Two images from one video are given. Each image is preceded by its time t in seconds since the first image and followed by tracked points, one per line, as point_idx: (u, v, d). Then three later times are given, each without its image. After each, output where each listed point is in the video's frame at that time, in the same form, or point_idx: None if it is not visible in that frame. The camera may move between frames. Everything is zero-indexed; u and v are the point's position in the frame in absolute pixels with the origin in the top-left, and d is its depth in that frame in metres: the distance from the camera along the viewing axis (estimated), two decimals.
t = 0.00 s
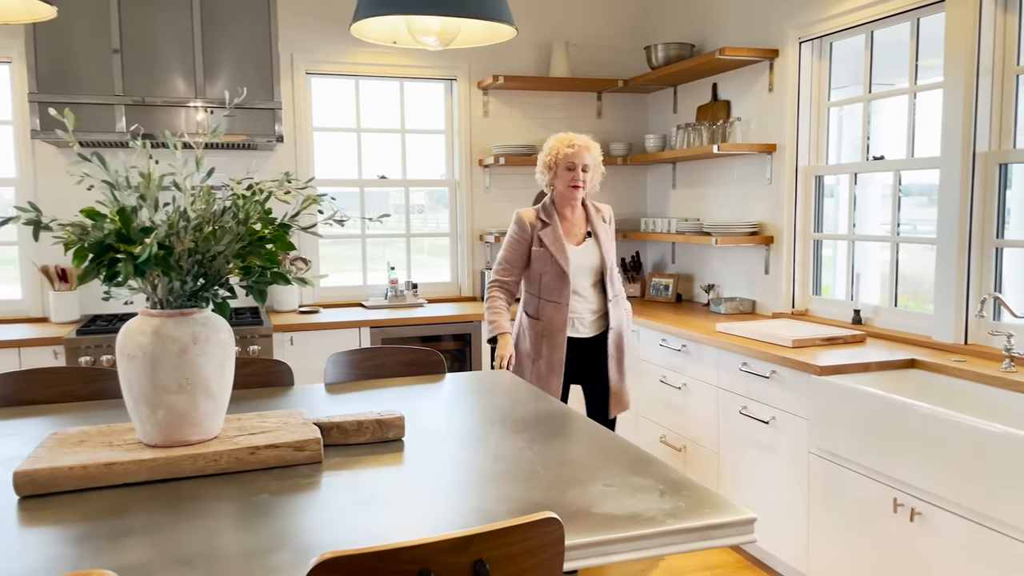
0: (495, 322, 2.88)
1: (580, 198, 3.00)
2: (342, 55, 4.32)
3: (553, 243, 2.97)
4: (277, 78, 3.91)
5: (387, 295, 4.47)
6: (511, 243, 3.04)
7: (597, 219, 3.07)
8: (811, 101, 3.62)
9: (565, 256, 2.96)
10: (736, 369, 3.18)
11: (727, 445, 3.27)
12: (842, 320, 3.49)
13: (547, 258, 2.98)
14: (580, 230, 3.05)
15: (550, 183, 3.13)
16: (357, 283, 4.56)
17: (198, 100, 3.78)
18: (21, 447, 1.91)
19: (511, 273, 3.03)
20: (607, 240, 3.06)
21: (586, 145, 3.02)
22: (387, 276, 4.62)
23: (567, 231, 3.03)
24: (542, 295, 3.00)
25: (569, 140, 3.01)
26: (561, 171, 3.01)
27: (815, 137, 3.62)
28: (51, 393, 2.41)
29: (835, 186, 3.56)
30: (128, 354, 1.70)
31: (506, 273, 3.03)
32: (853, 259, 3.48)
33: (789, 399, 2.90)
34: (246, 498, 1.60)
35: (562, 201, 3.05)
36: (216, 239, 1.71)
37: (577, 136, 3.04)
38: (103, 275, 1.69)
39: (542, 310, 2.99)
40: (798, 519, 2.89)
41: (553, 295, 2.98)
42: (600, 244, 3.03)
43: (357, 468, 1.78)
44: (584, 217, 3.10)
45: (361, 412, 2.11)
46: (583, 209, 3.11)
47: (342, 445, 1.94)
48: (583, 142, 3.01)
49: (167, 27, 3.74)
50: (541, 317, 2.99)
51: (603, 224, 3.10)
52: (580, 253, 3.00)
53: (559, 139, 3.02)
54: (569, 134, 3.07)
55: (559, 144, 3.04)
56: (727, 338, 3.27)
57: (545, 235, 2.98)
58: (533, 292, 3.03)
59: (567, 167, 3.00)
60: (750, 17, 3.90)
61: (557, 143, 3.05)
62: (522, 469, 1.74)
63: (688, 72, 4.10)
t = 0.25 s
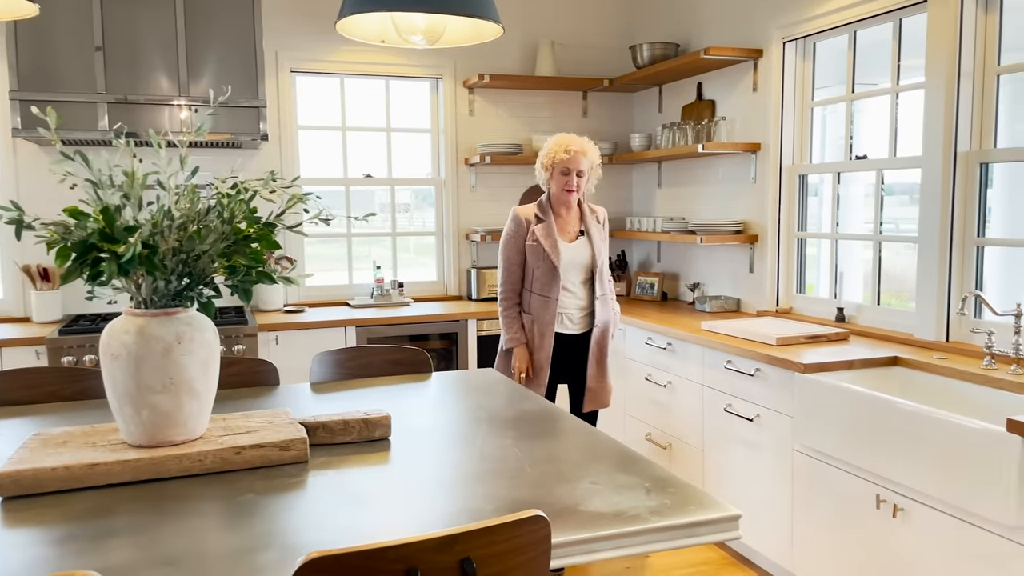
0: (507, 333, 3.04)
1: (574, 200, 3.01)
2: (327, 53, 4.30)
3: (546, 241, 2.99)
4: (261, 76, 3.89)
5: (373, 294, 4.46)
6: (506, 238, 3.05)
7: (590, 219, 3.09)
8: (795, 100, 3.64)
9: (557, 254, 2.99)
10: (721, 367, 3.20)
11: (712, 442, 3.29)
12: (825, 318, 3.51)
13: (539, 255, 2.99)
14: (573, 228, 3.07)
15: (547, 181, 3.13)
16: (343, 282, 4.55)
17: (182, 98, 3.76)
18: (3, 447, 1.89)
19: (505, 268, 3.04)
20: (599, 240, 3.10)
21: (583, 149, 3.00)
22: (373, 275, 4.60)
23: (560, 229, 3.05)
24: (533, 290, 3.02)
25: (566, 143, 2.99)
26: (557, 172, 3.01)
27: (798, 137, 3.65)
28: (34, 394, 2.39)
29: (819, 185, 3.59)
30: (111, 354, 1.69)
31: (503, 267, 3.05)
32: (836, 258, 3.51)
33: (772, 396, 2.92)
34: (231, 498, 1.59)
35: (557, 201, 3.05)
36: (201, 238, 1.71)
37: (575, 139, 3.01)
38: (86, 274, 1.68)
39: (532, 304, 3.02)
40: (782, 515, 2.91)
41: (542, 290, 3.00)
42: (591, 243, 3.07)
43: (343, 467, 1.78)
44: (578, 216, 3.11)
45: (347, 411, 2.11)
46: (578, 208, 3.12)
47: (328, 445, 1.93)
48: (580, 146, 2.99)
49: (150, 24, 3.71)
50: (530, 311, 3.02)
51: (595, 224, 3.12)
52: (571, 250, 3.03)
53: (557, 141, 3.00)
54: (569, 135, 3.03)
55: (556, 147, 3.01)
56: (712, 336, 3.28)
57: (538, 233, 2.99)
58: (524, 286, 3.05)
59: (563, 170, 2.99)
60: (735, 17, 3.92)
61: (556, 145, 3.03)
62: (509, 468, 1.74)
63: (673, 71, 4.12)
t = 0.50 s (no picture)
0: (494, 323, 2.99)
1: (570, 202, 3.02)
2: (312, 51, 4.28)
3: (542, 240, 3.00)
4: (246, 74, 3.87)
5: (358, 293, 4.44)
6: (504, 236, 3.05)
7: (586, 220, 3.10)
8: (780, 100, 3.67)
9: (552, 253, 3.00)
10: (706, 365, 3.22)
11: (697, 440, 3.31)
12: (810, 316, 3.54)
13: (534, 253, 3.00)
14: (569, 228, 3.08)
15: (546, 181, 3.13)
16: (329, 281, 4.53)
17: (166, 97, 3.73)
18: None
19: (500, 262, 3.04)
20: (594, 241, 3.10)
21: (582, 153, 2.98)
22: (359, 274, 4.59)
23: (555, 229, 3.06)
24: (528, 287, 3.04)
25: (564, 146, 2.98)
26: (555, 174, 3.01)
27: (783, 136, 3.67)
28: (16, 394, 2.37)
29: (803, 184, 3.61)
30: (95, 354, 1.67)
31: (498, 262, 3.05)
32: (820, 256, 3.54)
33: (757, 394, 2.94)
34: (217, 498, 1.58)
35: (554, 202, 3.06)
36: (186, 237, 1.69)
37: (574, 142, 2.99)
38: (70, 274, 1.66)
39: (525, 300, 3.03)
40: (767, 512, 2.93)
41: (537, 287, 3.01)
42: (586, 244, 3.07)
43: (330, 467, 1.77)
44: (573, 217, 3.12)
45: (333, 411, 2.10)
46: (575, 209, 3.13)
47: (315, 444, 1.93)
48: (579, 150, 2.98)
49: (133, 22, 3.68)
50: (524, 307, 3.04)
51: (591, 225, 3.13)
52: (566, 250, 3.04)
53: (556, 144, 3.00)
54: (569, 139, 3.02)
55: (556, 149, 3.01)
56: (698, 334, 3.30)
57: (534, 232, 3.00)
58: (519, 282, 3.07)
59: (561, 173, 2.99)
60: (719, 17, 3.94)
61: (556, 147, 3.02)
62: (496, 466, 1.74)
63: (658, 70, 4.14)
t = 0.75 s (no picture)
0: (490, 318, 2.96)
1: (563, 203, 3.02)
2: (297, 49, 4.27)
3: (534, 240, 3.00)
4: (232, 72, 3.85)
5: (345, 293, 4.43)
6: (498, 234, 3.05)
7: (578, 221, 3.10)
8: (765, 99, 3.69)
9: (543, 252, 3.00)
10: (693, 364, 3.23)
11: (683, 438, 3.32)
12: (794, 315, 3.56)
13: (525, 252, 3.01)
14: (562, 229, 3.08)
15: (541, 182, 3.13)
16: (315, 281, 4.51)
17: (150, 95, 3.70)
18: None
19: (493, 260, 3.04)
20: (586, 241, 3.10)
21: (576, 153, 2.99)
22: (345, 273, 4.58)
23: (547, 229, 3.06)
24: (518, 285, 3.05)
25: (559, 147, 2.99)
26: (549, 175, 3.01)
27: (768, 136, 3.70)
28: None
29: (788, 183, 3.64)
30: (79, 354, 1.66)
31: (491, 259, 3.05)
32: (805, 255, 3.56)
33: (743, 392, 2.96)
34: (202, 498, 1.57)
35: (547, 202, 3.06)
36: (171, 236, 1.68)
37: (568, 143, 3.01)
38: (53, 273, 1.65)
39: (517, 297, 3.05)
40: (753, 509, 2.95)
41: (528, 285, 3.03)
42: (577, 244, 3.07)
43: (316, 466, 1.77)
44: (566, 217, 3.12)
45: (320, 410, 2.09)
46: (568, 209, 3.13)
47: (301, 444, 1.92)
48: (573, 151, 2.98)
49: (117, 19, 3.65)
50: (516, 304, 3.05)
51: (584, 226, 3.12)
52: (557, 249, 3.04)
53: (550, 145, 3.00)
54: (563, 140, 3.03)
55: (550, 150, 3.01)
56: (684, 333, 3.31)
57: (526, 231, 3.01)
58: (511, 280, 3.08)
59: (555, 173, 2.99)
60: (705, 17, 3.96)
61: (550, 147, 3.03)
62: (483, 465, 1.74)
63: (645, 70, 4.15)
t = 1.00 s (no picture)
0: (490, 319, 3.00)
1: (552, 202, 3.02)
2: (284, 48, 4.25)
3: (524, 237, 3.00)
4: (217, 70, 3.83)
5: (332, 292, 4.42)
6: (490, 231, 3.05)
7: (568, 219, 3.10)
8: (751, 99, 3.71)
9: (533, 249, 3.01)
10: (680, 362, 3.24)
11: (671, 437, 3.33)
12: (781, 314, 3.58)
13: (516, 249, 3.01)
14: (552, 227, 3.08)
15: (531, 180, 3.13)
16: (302, 280, 4.49)
17: (135, 93, 3.67)
18: None
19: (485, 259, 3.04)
20: (576, 239, 3.10)
21: (564, 153, 2.98)
22: (332, 272, 4.56)
23: (537, 227, 3.06)
24: (511, 282, 3.04)
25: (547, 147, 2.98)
26: (537, 174, 3.01)
27: (754, 136, 3.71)
28: None
29: (774, 182, 3.66)
30: (62, 353, 1.65)
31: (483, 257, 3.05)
32: (792, 254, 3.58)
33: (730, 390, 2.97)
34: (188, 498, 1.56)
35: (536, 201, 3.07)
36: (155, 235, 1.67)
37: (557, 142, 3.01)
38: (36, 272, 1.63)
39: (509, 294, 3.05)
40: (739, 507, 2.96)
41: (520, 282, 3.02)
42: (567, 242, 3.07)
43: (304, 466, 1.76)
44: (556, 215, 3.12)
45: (307, 410, 2.08)
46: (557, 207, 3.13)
47: (288, 444, 1.91)
48: (561, 150, 2.98)
49: (101, 17, 3.62)
50: (508, 301, 3.05)
51: (574, 224, 3.13)
52: (548, 247, 3.04)
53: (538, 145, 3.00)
54: (552, 138, 3.03)
55: (539, 150, 3.01)
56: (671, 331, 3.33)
57: (516, 229, 3.01)
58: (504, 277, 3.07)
59: (543, 173, 3.00)
60: (692, 17, 3.97)
61: (539, 148, 3.03)
62: (471, 464, 1.74)
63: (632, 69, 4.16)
